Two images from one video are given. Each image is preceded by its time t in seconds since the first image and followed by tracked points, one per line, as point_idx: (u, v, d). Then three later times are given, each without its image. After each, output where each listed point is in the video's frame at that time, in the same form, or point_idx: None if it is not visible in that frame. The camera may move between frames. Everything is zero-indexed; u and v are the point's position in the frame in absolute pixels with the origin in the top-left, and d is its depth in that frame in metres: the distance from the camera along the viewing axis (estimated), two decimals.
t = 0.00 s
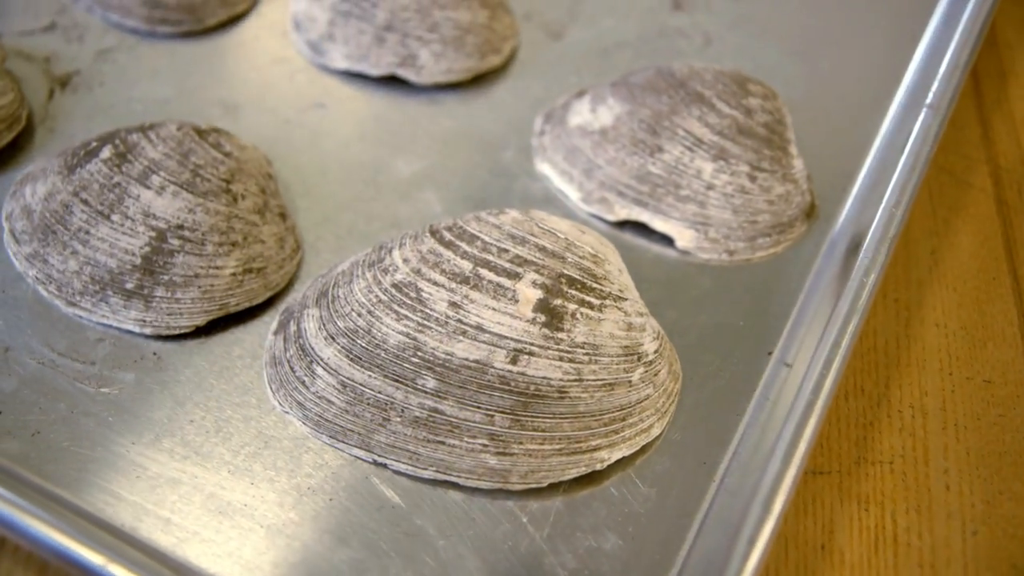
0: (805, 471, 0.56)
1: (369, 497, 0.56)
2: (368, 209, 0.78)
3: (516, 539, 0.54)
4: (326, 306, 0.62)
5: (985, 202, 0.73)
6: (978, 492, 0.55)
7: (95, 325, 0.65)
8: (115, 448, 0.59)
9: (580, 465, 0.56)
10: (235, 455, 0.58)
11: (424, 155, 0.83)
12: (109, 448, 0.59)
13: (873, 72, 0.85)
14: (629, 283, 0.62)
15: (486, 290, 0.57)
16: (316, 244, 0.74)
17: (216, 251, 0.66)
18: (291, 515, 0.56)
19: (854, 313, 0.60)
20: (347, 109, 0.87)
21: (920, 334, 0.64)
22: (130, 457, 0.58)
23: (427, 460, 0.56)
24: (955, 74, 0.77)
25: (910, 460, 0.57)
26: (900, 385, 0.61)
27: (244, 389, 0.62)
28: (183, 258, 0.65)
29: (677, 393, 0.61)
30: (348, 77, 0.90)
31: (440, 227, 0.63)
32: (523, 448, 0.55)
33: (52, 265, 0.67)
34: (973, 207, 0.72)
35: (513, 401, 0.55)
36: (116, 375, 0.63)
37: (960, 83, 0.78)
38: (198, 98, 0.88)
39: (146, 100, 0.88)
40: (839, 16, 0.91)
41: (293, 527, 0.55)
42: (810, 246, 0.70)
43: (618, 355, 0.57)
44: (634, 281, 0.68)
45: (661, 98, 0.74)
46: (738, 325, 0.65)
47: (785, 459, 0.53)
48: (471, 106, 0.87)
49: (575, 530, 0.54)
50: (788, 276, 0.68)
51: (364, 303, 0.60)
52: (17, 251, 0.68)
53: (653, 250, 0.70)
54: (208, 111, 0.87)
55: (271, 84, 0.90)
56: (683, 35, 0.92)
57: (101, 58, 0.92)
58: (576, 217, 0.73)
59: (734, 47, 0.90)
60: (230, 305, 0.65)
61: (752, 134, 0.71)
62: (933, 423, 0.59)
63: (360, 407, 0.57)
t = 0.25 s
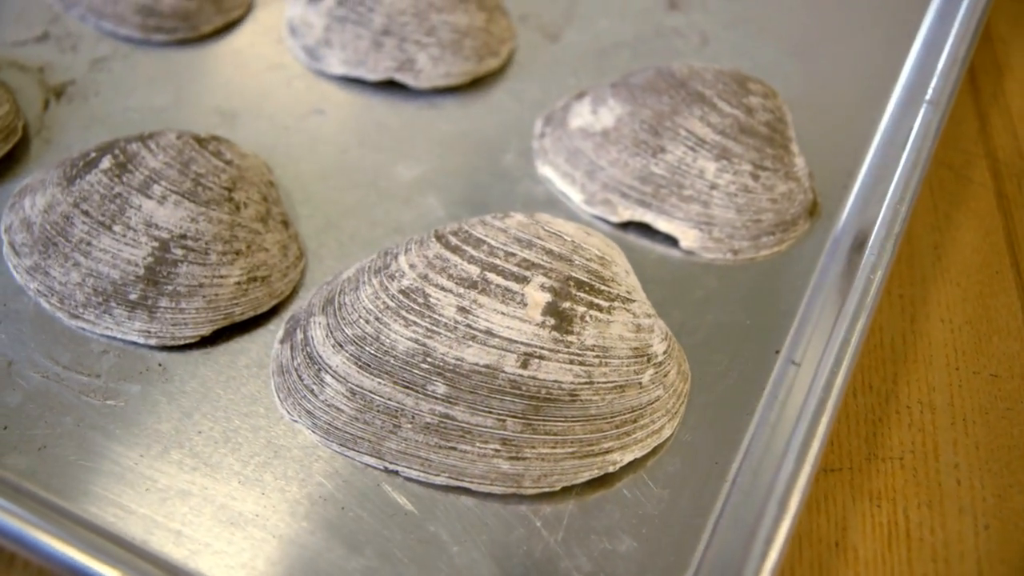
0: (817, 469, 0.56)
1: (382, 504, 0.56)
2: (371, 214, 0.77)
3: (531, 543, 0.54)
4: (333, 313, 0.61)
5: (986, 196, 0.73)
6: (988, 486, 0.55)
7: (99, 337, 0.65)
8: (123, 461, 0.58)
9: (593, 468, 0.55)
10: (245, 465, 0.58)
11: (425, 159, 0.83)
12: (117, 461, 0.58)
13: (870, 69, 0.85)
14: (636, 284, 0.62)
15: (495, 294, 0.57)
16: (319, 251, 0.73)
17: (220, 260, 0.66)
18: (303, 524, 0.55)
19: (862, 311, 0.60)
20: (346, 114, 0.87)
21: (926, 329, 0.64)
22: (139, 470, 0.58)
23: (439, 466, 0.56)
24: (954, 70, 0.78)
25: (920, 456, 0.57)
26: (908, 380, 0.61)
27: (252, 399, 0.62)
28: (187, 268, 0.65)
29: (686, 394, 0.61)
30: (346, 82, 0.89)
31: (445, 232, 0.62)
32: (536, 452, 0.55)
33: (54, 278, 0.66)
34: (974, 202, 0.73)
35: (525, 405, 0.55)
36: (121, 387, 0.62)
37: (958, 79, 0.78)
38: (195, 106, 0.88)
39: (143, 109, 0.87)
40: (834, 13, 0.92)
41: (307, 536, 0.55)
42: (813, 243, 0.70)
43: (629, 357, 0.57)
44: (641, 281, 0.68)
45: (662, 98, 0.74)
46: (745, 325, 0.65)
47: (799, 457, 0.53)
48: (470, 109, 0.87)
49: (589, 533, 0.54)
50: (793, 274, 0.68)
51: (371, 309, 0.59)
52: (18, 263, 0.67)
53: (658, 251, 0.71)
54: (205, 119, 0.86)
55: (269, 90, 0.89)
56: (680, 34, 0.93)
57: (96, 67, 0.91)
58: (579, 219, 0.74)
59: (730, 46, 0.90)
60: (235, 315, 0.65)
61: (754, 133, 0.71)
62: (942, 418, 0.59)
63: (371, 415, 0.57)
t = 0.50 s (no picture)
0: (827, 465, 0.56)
1: (394, 510, 0.56)
2: (373, 219, 0.77)
3: (546, 546, 0.54)
4: (340, 319, 0.61)
5: (985, 191, 0.74)
6: (998, 479, 0.55)
7: (104, 348, 0.64)
8: (131, 473, 0.58)
9: (605, 469, 0.55)
10: (256, 475, 0.58)
11: (425, 163, 0.82)
12: (125, 473, 0.58)
13: (866, 66, 0.86)
14: (642, 285, 0.62)
15: (503, 298, 0.57)
16: (321, 257, 0.73)
17: (224, 268, 0.65)
18: (316, 533, 0.55)
19: (869, 307, 0.60)
20: (344, 119, 0.87)
21: (930, 324, 0.64)
22: (149, 482, 0.57)
23: (451, 471, 0.55)
24: (951, 66, 0.78)
25: (929, 450, 0.57)
26: (915, 375, 0.61)
27: (259, 408, 0.61)
28: (190, 277, 0.64)
29: (695, 393, 0.61)
30: (344, 87, 0.89)
31: (451, 236, 0.62)
32: (548, 455, 0.55)
33: (56, 290, 0.65)
34: (974, 196, 0.73)
35: (536, 407, 0.55)
36: (127, 398, 0.62)
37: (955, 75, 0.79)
38: (192, 114, 0.87)
39: (139, 118, 0.86)
40: (829, 11, 0.92)
41: (320, 544, 0.54)
42: (816, 240, 0.71)
43: (638, 358, 0.57)
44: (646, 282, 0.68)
45: (662, 98, 0.74)
46: (751, 323, 0.65)
47: (813, 455, 0.53)
48: (469, 112, 0.87)
49: (603, 534, 0.54)
50: (797, 271, 0.69)
51: (378, 315, 0.59)
52: (18, 276, 0.67)
53: (661, 250, 0.71)
54: (203, 126, 0.86)
55: (266, 97, 0.89)
56: (676, 33, 0.93)
57: (90, 76, 0.90)
58: (582, 221, 0.74)
59: (727, 45, 0.91)
60: (240, 323, 0.65)
61: (755, 131, 0.72)
62: (950, 412, 0.59)
63: (381, 421, 0.57)
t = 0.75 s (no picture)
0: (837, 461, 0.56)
1: (406, 516, 0.56)
2: (374, 223, 0.77)
3: (559, 548, 0.54)
4: (346, 325, 0.61)
5: (983, 184, 0.74)
6: (1007, 470, 0.55)
7: (107, 359, 0.64)
8: (140, 484, 0.57)
9: (617, 470, 0.56)
10: (266, 483, 0.57)
11: (425, 166, 0.82)
12: (133, 485, 0.57)
13: (862, 62, 0.86)
14: (648, 285, 0.62)
15: (510, 300, 0.57)
16: (324, 263, 0.73)
17: (227, 276, 0.65)
18: (329, 540, 0.55)
19: (875, 301, 0.60)
20: (343, 124, 0.86)
21: (934, 317, 0.64)
22: (158, 492, 0.57)
23: (462, 475, 0.55)
24: (948, 60, 0.79)
25: (937, 443, 0.57)
26: (921, 369, 0.61)
27: (267, 416, 0.61)
28: (194, 286, 0.64)
29: (703, 391, 0.61)
30: (341, 91, 0.89)
31: (456, 240, 0.62)
32: (559, 456, 0.55)
33: (58, 301, 0.65)
34: (973, 189, 0.74)
35: (547, 409, 0.55)
36: (133, 409, 0.61)
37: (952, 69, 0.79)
38: (189, 121, 0.87)
39: (135, 126, 0.86)
40: (823, 7, 0.93)
41: (333, 551, 0.54)
42: (818, 236, 0.71)
43: (647, 358, 0.57)
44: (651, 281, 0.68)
45: (662, 97, 0.75)
46: (756, 320, 0.66)
47: (825, 451, 0.53)
48: (467, 114, 0.87)
49: (616, 535, 0.54)
50: (800, 267, 0.69)
51: (385, 320, 0.59)
52: (19, 288, 0.66)
53: (664, 250, 0.71)
54: (200, 133, 0.85)
55: (263, 103, 0.89)
56: (670, 32, 0.93)
57: (84, 85, 0.90)
58: (584, 221, 0.74)
59: (722, 43, 0.91)
60: (245, 331, 0.64)
61: (755, 129, 0.72)
62: (957, 405, 0.59)
63: (391, 426, 0.57)
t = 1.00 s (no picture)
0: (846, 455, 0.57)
1: (417, 520, 0.55)
2: (375, 226, 0.77)
3: (572, 548, 0.54)
4: (352, 330, 0.61)
5: (981, 176, 0.75)
6: (1014, 461, 0.56)
7: (111, 368, 0.63)
8: (148, 494, 0.57)
9: (628, 469, 0.56)
10: (275, 490, 0.57)
11: (424, 169, 0.82)
12: (142, 495, 0.57)
13: (856, 57, 0.87)
14: (653, 283, 0.62)
15: (517, 301, 0.57)
16: (326, 268, 0.73)
17: (231, 283, 0.65)
18: (341, 545, 0.55)
19: (880, 295, 0.61)
20: (340, 128, 0.86)
21: (936, 310, 0.65)
22: (167, 502, 0.57)
23: (473, 477, 0.55)
24: (943, 53, 0.79)
25: (944, 435, 0.57)
26: (925, 362, 0.61)
27: (274, 423, 0.61)
28: (197, 293, 0.64)
29: (710, 388, 0.61)
30: (338, 96, 0.89)
31: (460, 242, 0.62)
32: (570, 457, 0.55)
33: (59, 312, 0.64)
34: (970, 182, 0.74)
35: (556, 410, 0.55)
36: (138, 419, 0.61)
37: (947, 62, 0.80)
38: (185, 127, 0.86)
39: (130, 134, 0.85)
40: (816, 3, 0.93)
41: (346, 557, 0.54)
42: (819, 231, 0.71)
43: (654, 356, 0.57)
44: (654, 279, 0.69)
45: (661, 96, 0.75)
46: (761, 316, 0.66)
47: (836, 446, 0.53)
48: (465, 116, 0.87)
49: (629, 534, 0.54)
50: (802, 263, 0.69)
51: (391, 324, 0.59)
52: (19, 299, 0.66)
53: (666, 248, 0.72)
54: (196, 140, 0.85)
55: (259, 108, 0.88)
56: (665, 31, 0.93)
57: (78, 93, 0.89)
58: (585, 221, 0.74)
59: (717, 40, 0.91)
60: (249, 337, 0.64)
61: (754, 126, 0.73)
62: (962, 396, 0.59)
63: (400, 431, 0.56)
